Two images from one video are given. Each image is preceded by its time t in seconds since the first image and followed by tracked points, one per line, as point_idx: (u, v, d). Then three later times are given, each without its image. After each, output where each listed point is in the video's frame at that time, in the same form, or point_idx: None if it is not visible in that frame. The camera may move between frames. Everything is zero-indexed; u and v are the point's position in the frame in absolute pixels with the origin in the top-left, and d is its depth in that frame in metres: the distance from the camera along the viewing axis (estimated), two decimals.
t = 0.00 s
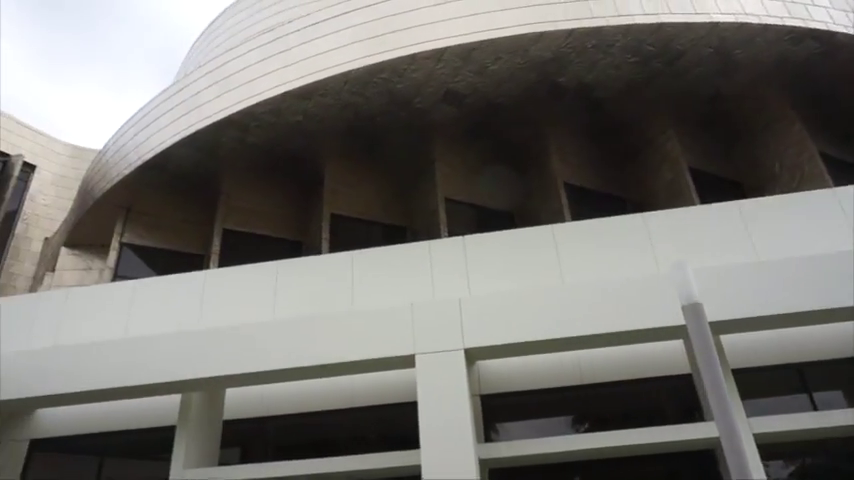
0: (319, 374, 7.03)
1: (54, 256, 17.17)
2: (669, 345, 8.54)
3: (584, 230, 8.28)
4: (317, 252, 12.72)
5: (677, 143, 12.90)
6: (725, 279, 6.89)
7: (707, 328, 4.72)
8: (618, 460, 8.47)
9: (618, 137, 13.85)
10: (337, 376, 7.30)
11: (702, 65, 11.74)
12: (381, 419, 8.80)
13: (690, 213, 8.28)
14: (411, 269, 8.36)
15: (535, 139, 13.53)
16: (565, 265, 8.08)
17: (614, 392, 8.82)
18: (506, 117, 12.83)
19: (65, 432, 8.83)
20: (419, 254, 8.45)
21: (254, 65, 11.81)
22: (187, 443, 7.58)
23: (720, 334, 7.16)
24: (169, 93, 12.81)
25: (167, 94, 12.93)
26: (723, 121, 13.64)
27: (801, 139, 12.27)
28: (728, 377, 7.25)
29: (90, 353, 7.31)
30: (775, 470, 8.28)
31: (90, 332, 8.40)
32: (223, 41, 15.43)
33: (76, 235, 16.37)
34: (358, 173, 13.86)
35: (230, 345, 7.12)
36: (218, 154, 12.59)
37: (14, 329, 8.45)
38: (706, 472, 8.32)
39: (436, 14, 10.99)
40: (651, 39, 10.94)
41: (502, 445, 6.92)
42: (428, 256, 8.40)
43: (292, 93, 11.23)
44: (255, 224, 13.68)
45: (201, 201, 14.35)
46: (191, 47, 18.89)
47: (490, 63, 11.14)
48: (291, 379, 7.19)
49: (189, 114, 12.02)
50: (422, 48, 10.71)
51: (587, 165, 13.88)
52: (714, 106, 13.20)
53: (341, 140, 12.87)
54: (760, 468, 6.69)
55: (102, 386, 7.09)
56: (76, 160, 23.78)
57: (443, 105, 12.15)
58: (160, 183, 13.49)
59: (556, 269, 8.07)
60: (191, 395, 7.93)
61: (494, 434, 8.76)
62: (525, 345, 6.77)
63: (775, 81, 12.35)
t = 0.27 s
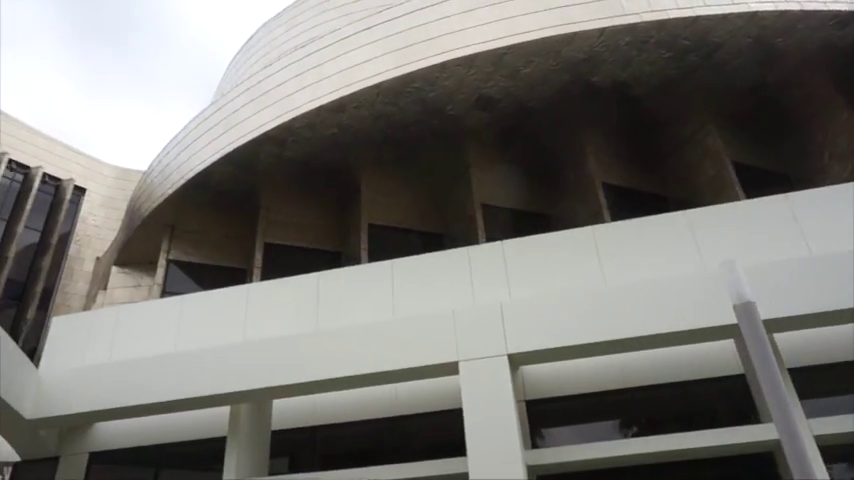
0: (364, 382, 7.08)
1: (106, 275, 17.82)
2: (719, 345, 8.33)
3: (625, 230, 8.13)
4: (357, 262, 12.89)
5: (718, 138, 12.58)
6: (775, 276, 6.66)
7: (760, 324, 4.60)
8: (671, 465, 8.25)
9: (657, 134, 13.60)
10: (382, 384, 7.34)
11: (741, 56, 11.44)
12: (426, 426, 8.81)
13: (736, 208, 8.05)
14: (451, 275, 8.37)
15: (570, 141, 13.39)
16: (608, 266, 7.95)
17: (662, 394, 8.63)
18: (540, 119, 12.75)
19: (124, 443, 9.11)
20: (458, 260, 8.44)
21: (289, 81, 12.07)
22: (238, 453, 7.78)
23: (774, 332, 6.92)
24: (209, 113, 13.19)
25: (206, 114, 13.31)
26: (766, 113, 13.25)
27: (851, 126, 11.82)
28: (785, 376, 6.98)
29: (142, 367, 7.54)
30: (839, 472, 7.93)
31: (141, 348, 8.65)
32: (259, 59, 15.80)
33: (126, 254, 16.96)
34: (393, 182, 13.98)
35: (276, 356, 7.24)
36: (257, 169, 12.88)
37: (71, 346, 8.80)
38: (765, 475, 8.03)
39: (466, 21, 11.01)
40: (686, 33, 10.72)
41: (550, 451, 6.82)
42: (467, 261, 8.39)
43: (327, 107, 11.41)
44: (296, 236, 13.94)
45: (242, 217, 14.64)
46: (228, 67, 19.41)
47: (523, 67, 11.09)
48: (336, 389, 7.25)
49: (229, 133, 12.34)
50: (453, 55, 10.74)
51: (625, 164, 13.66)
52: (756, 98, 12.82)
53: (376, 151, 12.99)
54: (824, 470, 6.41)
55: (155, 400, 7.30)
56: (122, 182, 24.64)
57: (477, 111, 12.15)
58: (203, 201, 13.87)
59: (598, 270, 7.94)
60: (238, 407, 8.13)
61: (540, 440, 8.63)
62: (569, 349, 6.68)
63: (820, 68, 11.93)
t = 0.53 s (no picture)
0: (393, 388, 7.09)
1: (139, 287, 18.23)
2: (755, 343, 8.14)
3: (652, 227, 8.01)
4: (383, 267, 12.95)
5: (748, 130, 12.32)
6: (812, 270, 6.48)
7: (800, 322, 4.44)
8: (710, 466, 8.06)
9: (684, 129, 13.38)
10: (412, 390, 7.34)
11: (768, 46, 11.20)
12: (457, 430, 8.78)
13: (769, 202, 7.86)
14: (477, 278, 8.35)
15: (595, 139, 13.27)
16: (637, 265, 7.84)
17: (697, 393, 8.47)
18: (562, 119, 12.65)
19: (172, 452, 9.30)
20: (484, 263, 8.43)
21: (311, 90, 12.21)
22: (273, 461, 7.90)
23: (814, 327, 6.73)
24: (234, 125, 13.41)
25: (232, 126, 13.53)
26: (796, 103, 12.93)
27: None
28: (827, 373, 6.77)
29: (176, 377, 7.68)
30: None
31: (175, 358, 8.80)
32: (281, 71, 16.03)
33: (158, 266, 17.32)
34: (418, 188, 14.03)
35: (306, 364, 7.30)
36: (283, 179, 13.04)
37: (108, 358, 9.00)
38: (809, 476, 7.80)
39: (486, 23, 10.99)
40: (711, 24, 10.54)
41: (585, 453, 6.72)
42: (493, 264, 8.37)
43: (350, 114, 11.51)
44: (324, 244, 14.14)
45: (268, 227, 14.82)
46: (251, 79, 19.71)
47: (544, 66, 11.02)
48: (367, 395, 7.28)
49: (253, 145, 12.52)
50: (473, 58, 10.74)
51: (651, 160, 13.49)
52: (785, 87, 12.52)
53: (399, 157, 13.03)
54: None
55: (190, 409, 7.41)
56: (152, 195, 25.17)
57: (499, 113, 12.11)
58: (231, 212, 14.10)
59: (627, 269, 7.84)
60: (272, 415, 8.25)
61: (573, 443, 8.52)
62: (601, 350, 6.60)
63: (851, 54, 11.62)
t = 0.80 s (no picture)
0: (415, 396, 7.06)
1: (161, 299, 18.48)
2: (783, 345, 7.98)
3: (674, 230, 7.91)
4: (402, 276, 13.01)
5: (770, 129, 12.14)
6: (841, 270, 6.34)
7: (830, 321, 4.50)
8: (740, 472, 7.90)
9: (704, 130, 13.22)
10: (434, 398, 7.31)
11: (788, 43, 11.05)
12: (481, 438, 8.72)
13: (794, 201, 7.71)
14: (498, 284, 8.31)
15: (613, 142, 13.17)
16: (659, 268, 7.74)
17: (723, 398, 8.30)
18: (579, 122, 12.58)
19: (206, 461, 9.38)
20: (504, 269, 8.38)
21: (328, 100, 12.29)
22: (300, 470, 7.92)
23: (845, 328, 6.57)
24: (252, 137, 13.55)
25: (249, 138, 13.68)
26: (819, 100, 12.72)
27: None
28: None
29: (199, 388, 7.74)
30: None
31: (198, 370, 8.87)
32: (297, 82, 16.19)
33: (179, 278, 17.54)
34: (435, 195, 14.08)
35: (328, 373, 7.30)
36: (301, 190, 13.14)
37: (133, 371, 9.08)
38: None
39: (500, 29, 10.99)
40: (728, 23, 10.43)
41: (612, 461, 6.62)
42: (513, 270, 8.33)
43: (366, 124, 11.56)
44: (343, 253, 14.28)
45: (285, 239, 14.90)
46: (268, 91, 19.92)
47: (560, 70, 10.99)
48: (390, 404, 7.26)
49: (271, 156, 12.64)
50: (488, 64, 10.74)
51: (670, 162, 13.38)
52: (806, 84, 12.32)
53: (416, 165, 13.06)
54: None
55: (214, 420, 7.46)
56: (172, 208, 25.52)
57: (515, 118, 12.09)
58: (250, 224, 14.24)
59: (649, 272, 7.74)
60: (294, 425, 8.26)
61: (597, 449, 8.40)
62: (625, 355, 6.52)
63: None
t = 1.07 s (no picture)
0: (443, 406, 7.04)
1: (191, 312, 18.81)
2: (823, 350, 7.75)
3: (704, 233, 7.77)
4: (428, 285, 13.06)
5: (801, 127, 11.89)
6: None
7: None
8: None
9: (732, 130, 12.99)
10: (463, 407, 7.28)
11: (815, 39, 10.83)
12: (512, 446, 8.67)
13: (829, 201, 7.52)
14: (524, 291, 8.26)
15: (638, 145, 13.03)
16: (688, 272, 7.60)
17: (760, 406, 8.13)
18: (602, 126, 12.47)
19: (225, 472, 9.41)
20: (530, 276, 8.33)
21: (350, 112, 12.40)
22: None
23: None
24: (276, 150, 13.73)
25: (274, 151, 13.87)
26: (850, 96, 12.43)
27: None
28: None
29: (230, 399, 7.83)
30: None
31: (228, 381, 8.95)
32: (319, 94, 16.38)
33: (208, 290, 17.83)
34: (459, 203, 14.05)
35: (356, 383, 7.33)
36: (325, 201, 13.26)
37: (165, 383, 9.21)
38: None
39: (520, 35, 10.97)
40: (753, 21, 10.27)
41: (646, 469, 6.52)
42: (540, 276, 8.27)
43: (388, 134, 11.64)
44: (368, 264, 14.34)
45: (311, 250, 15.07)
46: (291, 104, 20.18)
47: (581, 74, 10.93)
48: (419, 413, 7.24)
49: (296, 168, 12.78)
50: (509, 71, 10.74)
51: (698, 164, 13.16)
52: (836, 80, 12.04)
53: (439, 173, 13.08)
54: None
55: (245, 430, 7.52)
56: (200, 221, 25.97)
57: (537, 124, 12.05)
58: (276, 236, 14.41)
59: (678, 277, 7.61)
60: (323, 434, 8.37)
61: (628, 457, 8.34)
62: (656, 361, 6.41)
63: None
